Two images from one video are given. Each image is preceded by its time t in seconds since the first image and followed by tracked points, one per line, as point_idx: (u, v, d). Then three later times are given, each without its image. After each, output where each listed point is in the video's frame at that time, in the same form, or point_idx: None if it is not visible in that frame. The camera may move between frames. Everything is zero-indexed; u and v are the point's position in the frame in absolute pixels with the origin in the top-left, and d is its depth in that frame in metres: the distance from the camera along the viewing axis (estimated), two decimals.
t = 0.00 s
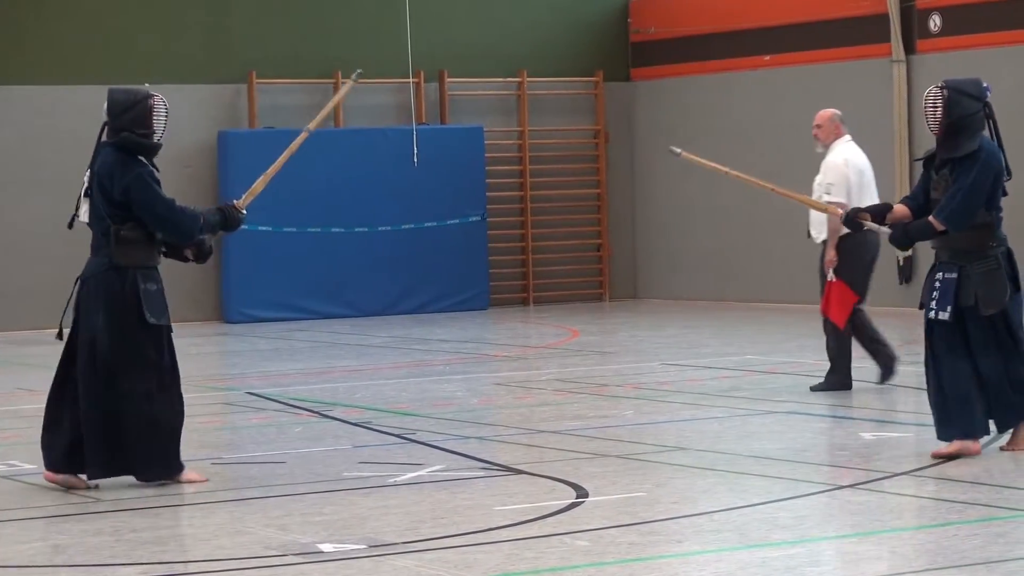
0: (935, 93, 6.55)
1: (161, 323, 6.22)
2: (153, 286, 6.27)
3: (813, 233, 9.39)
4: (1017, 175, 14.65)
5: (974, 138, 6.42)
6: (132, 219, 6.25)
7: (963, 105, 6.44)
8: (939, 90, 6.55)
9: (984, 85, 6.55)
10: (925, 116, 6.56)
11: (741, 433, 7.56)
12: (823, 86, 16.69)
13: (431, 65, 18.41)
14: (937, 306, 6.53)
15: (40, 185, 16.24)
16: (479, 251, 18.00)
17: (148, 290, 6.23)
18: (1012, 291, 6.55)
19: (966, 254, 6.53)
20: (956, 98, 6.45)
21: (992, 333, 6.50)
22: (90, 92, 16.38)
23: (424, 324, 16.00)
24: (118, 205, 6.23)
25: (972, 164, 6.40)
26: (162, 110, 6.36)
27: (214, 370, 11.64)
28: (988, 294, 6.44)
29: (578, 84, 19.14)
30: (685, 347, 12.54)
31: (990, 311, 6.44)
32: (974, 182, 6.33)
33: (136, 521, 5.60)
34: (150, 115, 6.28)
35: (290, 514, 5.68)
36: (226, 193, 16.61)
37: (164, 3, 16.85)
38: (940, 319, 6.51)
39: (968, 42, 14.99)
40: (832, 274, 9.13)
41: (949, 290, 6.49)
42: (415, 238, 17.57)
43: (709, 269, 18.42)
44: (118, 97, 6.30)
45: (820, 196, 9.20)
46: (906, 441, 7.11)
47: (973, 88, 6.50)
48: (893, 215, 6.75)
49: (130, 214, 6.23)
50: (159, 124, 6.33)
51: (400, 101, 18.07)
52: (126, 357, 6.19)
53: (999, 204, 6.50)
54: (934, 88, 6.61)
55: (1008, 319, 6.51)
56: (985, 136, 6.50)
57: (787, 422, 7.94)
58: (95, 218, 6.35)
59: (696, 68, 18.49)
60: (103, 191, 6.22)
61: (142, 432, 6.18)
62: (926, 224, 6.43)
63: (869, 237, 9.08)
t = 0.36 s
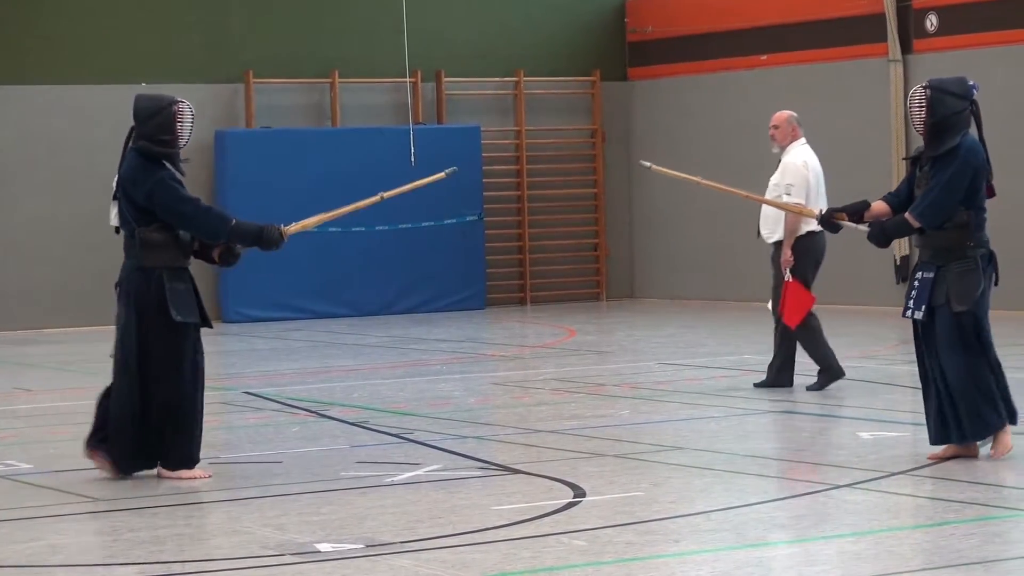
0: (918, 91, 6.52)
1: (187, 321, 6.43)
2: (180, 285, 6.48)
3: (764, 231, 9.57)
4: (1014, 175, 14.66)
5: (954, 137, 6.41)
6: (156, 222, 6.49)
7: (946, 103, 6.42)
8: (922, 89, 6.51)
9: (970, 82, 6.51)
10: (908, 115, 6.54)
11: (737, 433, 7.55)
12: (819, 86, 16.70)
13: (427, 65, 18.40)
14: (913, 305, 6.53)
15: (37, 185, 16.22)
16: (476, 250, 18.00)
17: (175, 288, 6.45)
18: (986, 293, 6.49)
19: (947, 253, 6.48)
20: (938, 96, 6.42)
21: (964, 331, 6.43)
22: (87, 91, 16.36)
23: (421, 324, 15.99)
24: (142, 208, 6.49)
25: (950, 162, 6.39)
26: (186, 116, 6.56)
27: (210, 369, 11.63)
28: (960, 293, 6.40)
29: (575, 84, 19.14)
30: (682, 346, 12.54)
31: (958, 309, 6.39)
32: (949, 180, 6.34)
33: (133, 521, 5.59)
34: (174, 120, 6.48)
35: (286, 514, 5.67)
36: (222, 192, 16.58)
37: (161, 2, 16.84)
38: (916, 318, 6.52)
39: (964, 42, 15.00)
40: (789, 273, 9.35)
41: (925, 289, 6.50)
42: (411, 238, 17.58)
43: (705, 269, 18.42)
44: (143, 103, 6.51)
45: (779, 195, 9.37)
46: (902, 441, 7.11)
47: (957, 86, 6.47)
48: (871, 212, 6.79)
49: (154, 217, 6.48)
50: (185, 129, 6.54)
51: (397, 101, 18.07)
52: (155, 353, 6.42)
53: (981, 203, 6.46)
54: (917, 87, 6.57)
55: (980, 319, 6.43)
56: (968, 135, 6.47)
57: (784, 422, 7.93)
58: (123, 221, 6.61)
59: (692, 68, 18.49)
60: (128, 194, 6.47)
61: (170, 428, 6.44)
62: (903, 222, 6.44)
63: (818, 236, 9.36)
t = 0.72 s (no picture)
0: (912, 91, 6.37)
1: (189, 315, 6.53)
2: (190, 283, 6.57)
3: (744, 231, 9.54)
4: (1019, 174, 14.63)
5: (946, 136, 6.24)
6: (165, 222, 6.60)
7: (937, 102, 6.25)
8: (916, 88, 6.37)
9: (966, 79, 6.33)
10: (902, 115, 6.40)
11: (743, 433, 7.55)
12: (824, 86, 16.69)
13: (432, 65, 18.40)
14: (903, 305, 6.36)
15: (42, 185, 16.25)
16: (481, 250, 17.99)
17: (183, 285, 6.55)
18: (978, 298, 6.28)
19: (935, 254, 6.28)
20: (930, 95, 6.26)
21: (948, 336, 6.23)
22: (91, 92, 16.39)
23: (425, 324, 15.99)
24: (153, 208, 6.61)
25: (937, 163, 6.22)
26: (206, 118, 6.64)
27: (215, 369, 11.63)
28: (947, 293, 6.19)
29: (580, 84, 19.13)
30: (687, 346, 12.52)
31: (945, 311, 6.19)
32: (933, 181, 6.17)
33: (138, 521, 5.59)
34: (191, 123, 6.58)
35: (291, 514, 5.67)
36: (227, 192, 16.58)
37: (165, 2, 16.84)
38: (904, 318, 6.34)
39: (969, 42, 14.98)
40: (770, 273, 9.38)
41: (914, 289, 6.31)
42: (417, 237, 17.59)
43: (710, 269, 18.41)
44: (165, 106, 6.64)
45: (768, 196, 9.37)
46: (908, 441, 7.10)
47: (952, 83, 6.29)
48: (867, 215, 6.68)
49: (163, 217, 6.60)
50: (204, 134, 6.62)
51: (401, 100, 18.07)
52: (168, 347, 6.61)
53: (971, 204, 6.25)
54: (912, 87, 6.42)
55: (967, 325, 6.21)
56: (961, 134, 6.28)
57: (789, 422, 7.92)
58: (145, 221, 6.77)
59: (697, 68, 18.47)
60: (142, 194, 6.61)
61: (175, 416, 6.57)
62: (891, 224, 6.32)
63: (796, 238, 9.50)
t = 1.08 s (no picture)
0: (897, 88, 6.24)
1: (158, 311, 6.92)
2: (161, 277, 6.93)
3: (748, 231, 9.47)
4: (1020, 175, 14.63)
5: (930, 136, 6.11)
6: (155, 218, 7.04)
7: (921, 101, 6.13)
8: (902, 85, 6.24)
9: (952, 78, 6.19)
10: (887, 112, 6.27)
11: (743, 433, 7.55)
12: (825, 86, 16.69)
13: (433, 65, 18.41)
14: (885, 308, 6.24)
15: (43, 185, 16.25)
16: (482, 250, 17.99)
17: (155, 280, 6.94)
18: (965, 303, 6.13)
19: (919, 258, 6.18)
20: (914, 93, 6.15)
21: (933, 343, 6.10)
22: (92, 92, 16.39)
23: (426, 324, 15.99)
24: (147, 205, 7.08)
25: (920, 164, 6.10)
26: (189, 117, 6.98)
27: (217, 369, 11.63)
28: (931, 300, 6.08)
29: (581, 85, 19.13)
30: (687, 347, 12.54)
31: (929, 319, 6.07)
32: (914, 186, 6.06)
33: (139, 521, 5.60)
34: (172, 124, 6.95)
35: (293, 514, 5.68)
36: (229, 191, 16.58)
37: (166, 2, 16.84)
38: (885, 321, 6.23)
39: (970, 42, 14.98)
40: (778, 269, 9.37)
41: (897, 292, 6.20)
42: (418, 237, 17.60)
43: (710, 269, 18.43)
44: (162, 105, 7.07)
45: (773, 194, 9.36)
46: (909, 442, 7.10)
47: (936, 82, 6.16)
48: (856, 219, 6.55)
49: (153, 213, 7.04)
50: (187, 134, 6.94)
51: (402, 101, 18.09)
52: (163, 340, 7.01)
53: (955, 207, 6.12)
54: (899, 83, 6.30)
55: (953, 331, 6.07)
56: (945, 135, 6.15)
57: (790, 422, 7.93)
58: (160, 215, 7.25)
59: (698, 68, 18.48)
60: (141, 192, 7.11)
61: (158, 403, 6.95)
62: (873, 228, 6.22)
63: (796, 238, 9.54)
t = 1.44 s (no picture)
0: (857, 85, 6.04)
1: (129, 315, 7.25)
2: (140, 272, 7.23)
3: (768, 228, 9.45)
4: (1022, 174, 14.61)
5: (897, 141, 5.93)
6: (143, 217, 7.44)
7: (885, 105, 5.96)
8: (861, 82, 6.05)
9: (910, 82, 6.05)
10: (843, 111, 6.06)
11: (744, 433, 7.53)
12: (826, 85, 16.67)
13: (434, 65, 18.40)
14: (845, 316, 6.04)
15: (44, 185, 16.24)
16: (484, 250, 17.98)
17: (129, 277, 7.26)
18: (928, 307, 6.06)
19: (884, 263, 6.03)
20: (879, 92, 5.97)
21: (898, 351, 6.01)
22: (93, 92, 16.39)
23: (427, 323, 15.98)
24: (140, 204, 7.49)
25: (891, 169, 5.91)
26: (156, 118, 7.25)
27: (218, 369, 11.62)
28: (900, 306, 5.96)
29: (582, 84, 19.11)
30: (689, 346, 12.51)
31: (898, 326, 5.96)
32: (896, 192, 5.87)
33: (140, 521, 5.58)
34: (142, 127, 7.26)
35: (294, 514, 5.66)
36: (229, 190, 16.58)
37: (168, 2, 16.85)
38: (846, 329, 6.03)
39: (972, 42, 14.98)
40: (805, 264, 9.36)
41: (860, 298, 6.03)
42: (419, 237, 17.60)
43: (711, 269, 18.42)
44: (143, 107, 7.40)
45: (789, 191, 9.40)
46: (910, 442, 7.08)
47: (898, 86, 5.99)
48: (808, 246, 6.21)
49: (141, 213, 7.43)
50: (156, 135, 7.25)
51: (403, 101, 18.08)
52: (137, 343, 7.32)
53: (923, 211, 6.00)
54: (855, 79, 6.11)
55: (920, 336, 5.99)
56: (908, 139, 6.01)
57: (791, 421, 7.90)
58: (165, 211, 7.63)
59: (699, 68, 18.47)
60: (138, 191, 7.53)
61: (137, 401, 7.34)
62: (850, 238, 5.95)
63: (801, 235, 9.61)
